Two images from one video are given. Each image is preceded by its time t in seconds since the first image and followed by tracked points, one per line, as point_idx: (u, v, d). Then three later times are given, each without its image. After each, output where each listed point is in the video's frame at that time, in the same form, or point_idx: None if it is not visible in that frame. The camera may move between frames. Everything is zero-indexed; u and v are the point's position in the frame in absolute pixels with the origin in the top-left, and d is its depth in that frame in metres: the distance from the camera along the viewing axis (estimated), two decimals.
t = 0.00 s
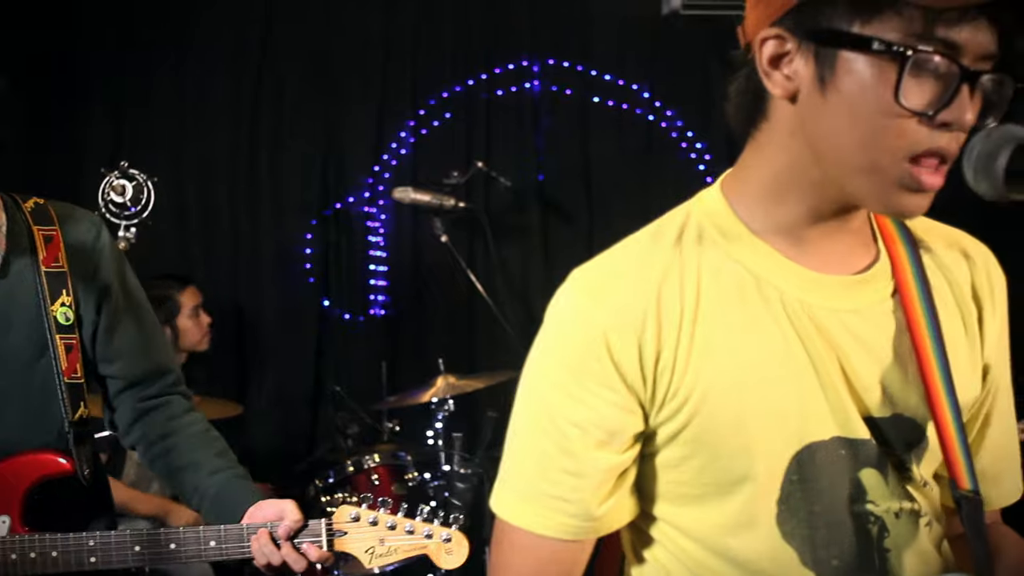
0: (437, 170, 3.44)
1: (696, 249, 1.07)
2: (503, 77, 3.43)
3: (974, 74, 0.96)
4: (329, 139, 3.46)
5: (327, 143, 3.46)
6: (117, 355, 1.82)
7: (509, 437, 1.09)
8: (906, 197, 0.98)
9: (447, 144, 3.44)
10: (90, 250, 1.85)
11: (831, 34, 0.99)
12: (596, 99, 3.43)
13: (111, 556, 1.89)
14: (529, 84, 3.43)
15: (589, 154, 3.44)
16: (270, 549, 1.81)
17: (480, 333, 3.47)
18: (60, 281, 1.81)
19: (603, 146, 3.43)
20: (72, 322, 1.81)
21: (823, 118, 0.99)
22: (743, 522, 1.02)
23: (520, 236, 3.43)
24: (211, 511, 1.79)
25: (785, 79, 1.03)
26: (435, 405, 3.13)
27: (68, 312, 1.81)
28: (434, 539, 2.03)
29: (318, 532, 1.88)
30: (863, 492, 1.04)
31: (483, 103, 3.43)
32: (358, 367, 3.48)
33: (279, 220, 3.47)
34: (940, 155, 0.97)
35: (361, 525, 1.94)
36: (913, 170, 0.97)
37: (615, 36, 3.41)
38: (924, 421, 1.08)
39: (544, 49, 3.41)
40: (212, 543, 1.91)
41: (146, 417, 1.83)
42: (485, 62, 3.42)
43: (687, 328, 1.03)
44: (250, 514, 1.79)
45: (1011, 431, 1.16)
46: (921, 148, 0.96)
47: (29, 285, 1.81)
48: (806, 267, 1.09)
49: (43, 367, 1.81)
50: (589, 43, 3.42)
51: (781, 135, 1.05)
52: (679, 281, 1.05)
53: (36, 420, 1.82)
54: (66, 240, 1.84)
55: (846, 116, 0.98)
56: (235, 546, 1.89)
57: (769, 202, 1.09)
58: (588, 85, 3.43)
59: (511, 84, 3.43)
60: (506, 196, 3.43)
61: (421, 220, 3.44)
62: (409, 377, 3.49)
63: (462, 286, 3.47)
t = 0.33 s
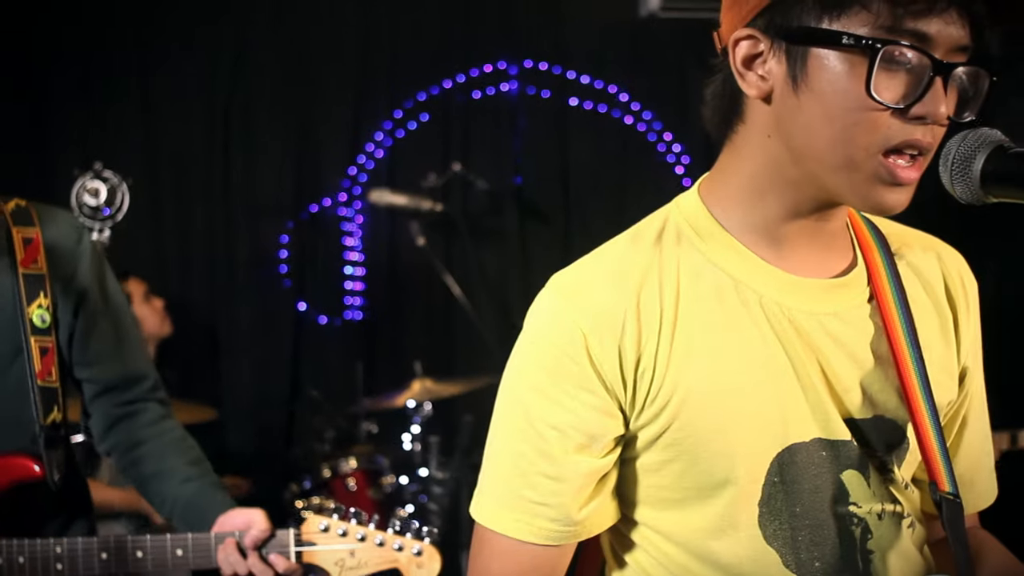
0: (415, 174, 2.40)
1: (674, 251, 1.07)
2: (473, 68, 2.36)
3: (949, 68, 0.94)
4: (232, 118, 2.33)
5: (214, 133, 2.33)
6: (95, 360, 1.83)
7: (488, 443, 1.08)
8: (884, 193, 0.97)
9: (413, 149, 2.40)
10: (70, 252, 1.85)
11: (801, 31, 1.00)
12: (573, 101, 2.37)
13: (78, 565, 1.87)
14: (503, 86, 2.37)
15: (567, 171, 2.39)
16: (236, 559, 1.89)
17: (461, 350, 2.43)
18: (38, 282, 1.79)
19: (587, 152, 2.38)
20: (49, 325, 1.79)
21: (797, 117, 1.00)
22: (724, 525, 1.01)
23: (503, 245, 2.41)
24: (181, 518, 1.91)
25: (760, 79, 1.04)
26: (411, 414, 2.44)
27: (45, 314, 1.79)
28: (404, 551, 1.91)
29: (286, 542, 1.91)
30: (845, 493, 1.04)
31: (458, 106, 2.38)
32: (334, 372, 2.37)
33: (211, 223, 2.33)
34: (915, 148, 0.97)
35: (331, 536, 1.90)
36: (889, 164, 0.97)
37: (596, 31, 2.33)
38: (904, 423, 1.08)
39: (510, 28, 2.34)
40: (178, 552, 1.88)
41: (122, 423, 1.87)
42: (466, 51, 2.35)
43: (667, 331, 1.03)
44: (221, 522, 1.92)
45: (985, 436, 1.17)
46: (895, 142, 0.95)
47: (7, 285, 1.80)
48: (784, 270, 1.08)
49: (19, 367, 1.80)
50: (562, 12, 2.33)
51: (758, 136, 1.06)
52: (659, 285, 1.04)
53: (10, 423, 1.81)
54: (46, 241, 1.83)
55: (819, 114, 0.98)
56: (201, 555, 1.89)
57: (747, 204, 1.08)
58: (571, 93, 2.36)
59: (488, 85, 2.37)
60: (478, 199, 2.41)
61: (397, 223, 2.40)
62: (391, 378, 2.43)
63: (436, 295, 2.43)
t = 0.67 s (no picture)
0: (402, 172, 1.93)
1: (662, 254, 1.07)
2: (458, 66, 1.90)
3: (937, 65, 0.94)
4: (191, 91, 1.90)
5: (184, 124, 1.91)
6: (82, 360, 1.79)
7: (475, 447, 1.07)
8: (873, 192, 0.97)
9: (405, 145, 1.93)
10: (58, 250, 1.81)
11: (789, 32, 0.99)
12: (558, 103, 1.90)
13: (61, 567, 1.82)
14: (490, 87, 1.90)
15: (554, 177, 1.91)
16: (217, 561, 1.79)
17: (450, 354, 1.96)
18: (23, 281, 1.78)
19: (579, 156, 1.90)
20: (35, 325, 1.78)
21: (786, 118, 1.00)
22: (712, 530, 1.01)
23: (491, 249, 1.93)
24: (166, 520, 1.81)
25: (748, 81, 1.03)
26: (403, 456, 1.97)
27: (31, 314, 1.78)
28: (388, 555, 1.80)
29: (268, 546, 1.81)
30: (831, 498, 1.04)
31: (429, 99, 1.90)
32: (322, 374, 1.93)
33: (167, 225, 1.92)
34: (905, 146, 0.97)
35: (314, 539, 1.81)
36: (878, 164, 0.97)
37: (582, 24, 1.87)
38: (891, 427, 1.08)
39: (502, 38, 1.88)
40: (161, 555, 1.79)
41: (109, 423, 1.80)
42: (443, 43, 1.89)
43: (655, 334, 1.02)
44: (204, 525, 1.81)
45: (975, 440, 1.17)
46: (885, 140, 0.95)
47: None
48: (772, 273, 1.07)
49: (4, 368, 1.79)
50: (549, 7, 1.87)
51: (746, 138, 1.05)
52: (646, 288, 1.04)
53: None
54: (32, 239, 1.80)
55: (807, 115, 0.98)
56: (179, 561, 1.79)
57: (736, 206, 1.07)
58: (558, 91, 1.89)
59: (473, 84, 1.90)
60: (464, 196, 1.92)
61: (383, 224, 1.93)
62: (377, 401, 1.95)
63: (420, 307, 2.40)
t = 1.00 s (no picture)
0: (393, 174, 2.03)
1: (650, 254, 1.07)
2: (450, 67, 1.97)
3: (924, 65, 0.94)
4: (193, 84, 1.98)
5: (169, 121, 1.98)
6: (69, 359, 1.75)
7: (463, 448, 1.07)
8: (862, 192, 0.97)
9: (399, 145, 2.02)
10: (46, 250, 1.78)
11: (776, 33, 0.99)
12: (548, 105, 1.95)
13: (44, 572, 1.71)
14: (482, 86, 1.97)
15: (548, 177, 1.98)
16: (197, 565, 1.71)
17: (440, 355, 2.06)
18: (9, 282, 1.72)
19: (571, 155, 1.96)
20: (22, 325, 1.72)
21: (773, 119, 1.00)
22: (700, 529, 1.01)
23: (481, 249, 2.00)
24: (150, 522, 1.79)
25: (735, 83, 1.03)
26: (394, 459, 2.15)
27: (18, 315, 1.72)
28: (370, 558, 1.67)
29: (249, 549, 1.72)
30: (819, 497, 1.04)
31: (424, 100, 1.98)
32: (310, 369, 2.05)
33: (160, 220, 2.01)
34: (892, 147, 0.97)
35: (295, 541, 1.71)
36: (866, 166, 0.97)
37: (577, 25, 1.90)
38: (879, 427, 1.07)
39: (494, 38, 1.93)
40: (144, 558, 1.72)
41: (94, 425, 1.75)
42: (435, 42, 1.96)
43: (642, 334, 1.02)
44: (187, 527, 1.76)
45: (966, 442, 1.15)
46: (873, 142, 0.96)
47: None
48: (760, 273, 1.07)
49: None
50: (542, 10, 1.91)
51: (734, 139, 1.05)
52: (633, 288, 1.04)
53: None
54: (20, 240, 1.76)
55: (794, 115, 0.98)
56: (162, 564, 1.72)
57: (724, 206, 1.07)
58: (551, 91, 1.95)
59: (465, 85, 1.97)
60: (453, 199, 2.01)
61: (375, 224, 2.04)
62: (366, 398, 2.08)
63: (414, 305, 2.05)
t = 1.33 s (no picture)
0: (376, 176, 2.00)
1: (634, 256, 1.07)
2: (432, 69, 1.93)
3: (908, 67, 0.95)
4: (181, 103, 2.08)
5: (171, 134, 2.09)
6: (42, 346, 1.73)
7: (445, 448, 1.06)
8: (848, 193, 0.98)
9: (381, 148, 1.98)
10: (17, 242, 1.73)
11: (761, 34, 1.00)
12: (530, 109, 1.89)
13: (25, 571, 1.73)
14: (464, 90, 1.91)
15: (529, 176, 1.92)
16: (181, 569, 1.73)
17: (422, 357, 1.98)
18: None
19: (554, 155, 1.89)
20: None
21: (759, 121, 1.01)
22: (681, 531, 1.01)
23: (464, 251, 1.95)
24: (133, 525, 1.79)
25: (720, 85, 1.04)
26: (376, 460, 2.11)
27: None
28: (354, 563, 1.61)
29: (233, 554, 1.70)
30: (797, 501, 1.04)
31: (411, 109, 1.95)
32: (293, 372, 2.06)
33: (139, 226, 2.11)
34: (879, 150, 0.97)
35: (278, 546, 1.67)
36: (854, 168, 0.97)
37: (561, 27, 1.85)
38: (860, 432, 1.08)
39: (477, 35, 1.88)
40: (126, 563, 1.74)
41: (66, 417, 1.76)
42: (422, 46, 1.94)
43: (626, 335, 1.02)
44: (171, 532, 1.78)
45: (945, 448, 1.16)
46: (861, 145, 0.96)
47: None
48: (743, 276, 1.07)
49: None
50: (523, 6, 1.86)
51: (719, 141, 1.06)
52: (618, 290, 1.04)
53: None
54: None
55: (780, 117, 0.99)
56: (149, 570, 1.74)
57: (709, 208, 1.08)
58: (531, 95, 1.88)
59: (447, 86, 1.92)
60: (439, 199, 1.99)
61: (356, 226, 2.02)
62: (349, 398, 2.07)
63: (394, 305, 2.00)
